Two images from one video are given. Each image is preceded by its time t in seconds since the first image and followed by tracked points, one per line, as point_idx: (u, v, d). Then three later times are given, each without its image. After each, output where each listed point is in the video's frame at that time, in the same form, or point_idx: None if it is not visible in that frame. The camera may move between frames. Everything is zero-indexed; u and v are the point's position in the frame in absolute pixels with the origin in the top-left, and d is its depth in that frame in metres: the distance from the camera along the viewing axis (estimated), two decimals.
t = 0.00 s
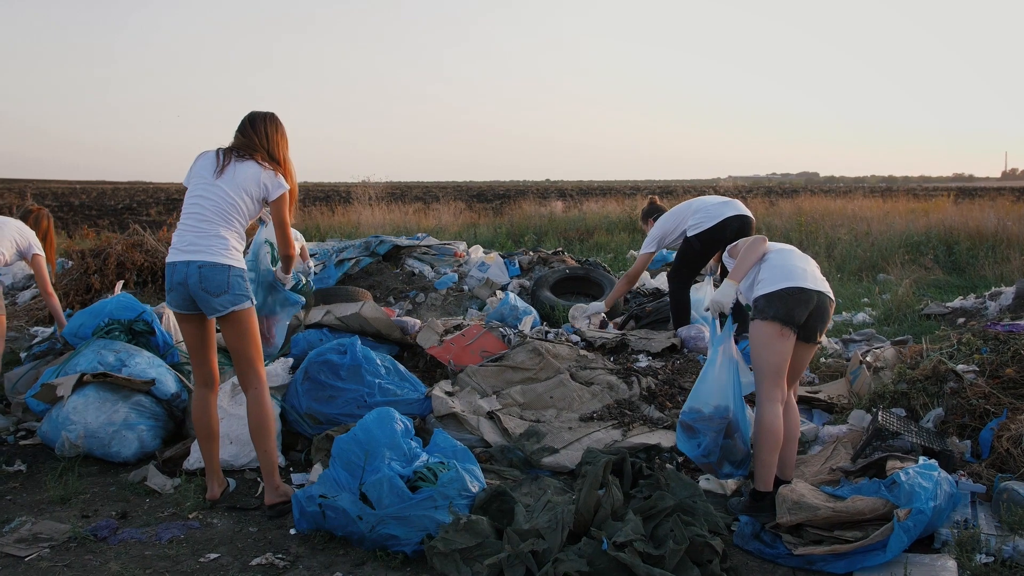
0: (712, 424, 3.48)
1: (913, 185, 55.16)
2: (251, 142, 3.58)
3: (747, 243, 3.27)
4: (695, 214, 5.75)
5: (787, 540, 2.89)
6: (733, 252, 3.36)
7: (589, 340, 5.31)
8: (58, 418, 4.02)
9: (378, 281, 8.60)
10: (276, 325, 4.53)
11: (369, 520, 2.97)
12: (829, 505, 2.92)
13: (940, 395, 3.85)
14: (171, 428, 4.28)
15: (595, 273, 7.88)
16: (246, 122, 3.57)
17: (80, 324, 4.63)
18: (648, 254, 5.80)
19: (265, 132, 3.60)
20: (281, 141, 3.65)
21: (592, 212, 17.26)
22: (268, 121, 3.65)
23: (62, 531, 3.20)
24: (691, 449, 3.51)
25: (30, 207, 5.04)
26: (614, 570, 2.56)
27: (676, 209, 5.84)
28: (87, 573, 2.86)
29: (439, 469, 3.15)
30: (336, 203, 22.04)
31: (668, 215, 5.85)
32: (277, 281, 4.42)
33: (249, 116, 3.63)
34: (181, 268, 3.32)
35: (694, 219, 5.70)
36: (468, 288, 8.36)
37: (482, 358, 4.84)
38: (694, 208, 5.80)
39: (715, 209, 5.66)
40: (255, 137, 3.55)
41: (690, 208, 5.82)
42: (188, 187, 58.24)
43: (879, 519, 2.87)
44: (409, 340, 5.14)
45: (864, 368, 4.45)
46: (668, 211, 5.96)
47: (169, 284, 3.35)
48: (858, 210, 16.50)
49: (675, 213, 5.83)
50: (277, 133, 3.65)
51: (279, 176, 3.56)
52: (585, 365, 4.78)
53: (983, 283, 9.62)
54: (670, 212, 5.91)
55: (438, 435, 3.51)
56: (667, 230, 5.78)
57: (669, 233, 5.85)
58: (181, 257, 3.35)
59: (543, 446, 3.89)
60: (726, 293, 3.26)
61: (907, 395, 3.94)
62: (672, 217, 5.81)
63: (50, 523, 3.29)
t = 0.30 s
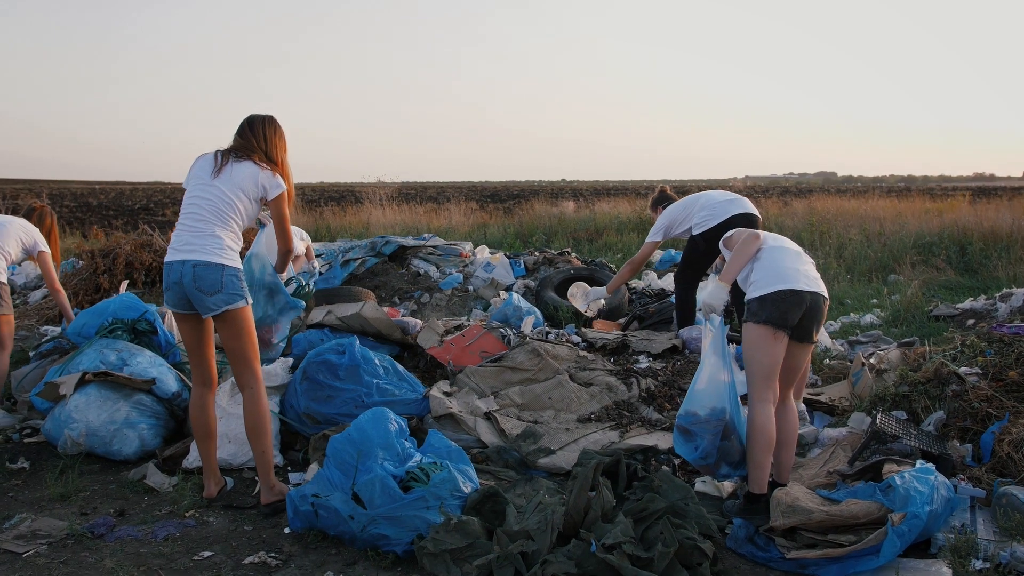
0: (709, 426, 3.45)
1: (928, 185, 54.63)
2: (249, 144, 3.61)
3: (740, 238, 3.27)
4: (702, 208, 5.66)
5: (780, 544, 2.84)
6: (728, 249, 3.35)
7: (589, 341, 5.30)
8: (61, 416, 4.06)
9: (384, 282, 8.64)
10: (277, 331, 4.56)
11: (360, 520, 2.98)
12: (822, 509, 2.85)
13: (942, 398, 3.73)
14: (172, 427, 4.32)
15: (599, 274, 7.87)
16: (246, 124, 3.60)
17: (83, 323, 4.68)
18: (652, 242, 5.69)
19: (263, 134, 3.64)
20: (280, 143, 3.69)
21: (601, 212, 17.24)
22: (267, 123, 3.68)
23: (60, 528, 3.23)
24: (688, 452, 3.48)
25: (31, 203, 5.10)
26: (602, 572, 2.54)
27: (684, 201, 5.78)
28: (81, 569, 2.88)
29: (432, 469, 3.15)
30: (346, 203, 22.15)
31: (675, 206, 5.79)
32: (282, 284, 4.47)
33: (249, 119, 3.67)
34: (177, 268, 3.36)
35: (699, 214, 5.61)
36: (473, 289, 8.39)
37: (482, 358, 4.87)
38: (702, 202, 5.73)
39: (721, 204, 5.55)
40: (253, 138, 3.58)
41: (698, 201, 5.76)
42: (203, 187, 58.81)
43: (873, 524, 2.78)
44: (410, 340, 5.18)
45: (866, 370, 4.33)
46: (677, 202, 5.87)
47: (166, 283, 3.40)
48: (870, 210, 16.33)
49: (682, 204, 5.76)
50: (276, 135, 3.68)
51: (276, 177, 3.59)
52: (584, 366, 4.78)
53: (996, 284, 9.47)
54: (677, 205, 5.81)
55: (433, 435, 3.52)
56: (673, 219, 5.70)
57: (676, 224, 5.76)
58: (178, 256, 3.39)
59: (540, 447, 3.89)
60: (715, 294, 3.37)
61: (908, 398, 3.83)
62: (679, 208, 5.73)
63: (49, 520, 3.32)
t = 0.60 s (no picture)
0: (705, 426, 3.43)
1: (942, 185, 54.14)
2: (251, 146, 3.64)
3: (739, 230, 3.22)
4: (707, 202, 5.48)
5: (774, 545, 2.79)
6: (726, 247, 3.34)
7: (591, 342, 5.31)
8: (64, 415, 4.11)
9: (389, 282, 8.67)
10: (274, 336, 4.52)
11: (354, 519, 3.00)
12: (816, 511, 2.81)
13: (943, 400, 3.66)
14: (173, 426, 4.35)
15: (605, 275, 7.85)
16: (248, 127, 3.64)
17: (87, 323, 4.72)
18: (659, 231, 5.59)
19: (265, 136, 3.67)
20: (282, 145, 3.71)
21: (609, 213, 17.21)
22: (269, 126, 3.71)
23: (59, 525, 3.26)
24: (683, 451, 3.45)
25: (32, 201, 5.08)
26: (593, 573, 2.53)
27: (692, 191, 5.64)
28: (78, 566, 2.91)
29: (426, 469, 3.15)
30: (356, 204, 22.26)
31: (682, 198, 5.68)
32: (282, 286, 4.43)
33: (252, 121, 3.70)
34: (176, 266, 3.40)
35: (703, 214, 5.43)
36: (478, 290, 8.41)
37: (482, 359, 4.89)
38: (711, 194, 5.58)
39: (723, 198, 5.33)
40: (255, 140, 3.61)
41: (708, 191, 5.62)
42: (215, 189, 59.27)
43: (867, 526, 2.74)
44: (412, 341, 5.20)
45: (868, 372, 4.26)
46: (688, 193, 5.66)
47: (166, 282, 3.43)
48: (880, 211, 16.19)
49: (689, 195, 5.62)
50: (278, 137, 3.71)
51: (276, 178, 3.61)
52: (584, 366, 4.78)
53: (1007, 285, 9.36)
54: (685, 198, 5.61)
55: (430, 435, 3.53)
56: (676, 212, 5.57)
57: (681, 217, 5.63)
58: (177, 255, 3.43)
59: (537, 447, 3.89)
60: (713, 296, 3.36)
61: (909, 400, 3.77)
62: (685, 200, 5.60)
63: (49, 517, 3.35)
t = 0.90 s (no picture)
0: (699, 422, 3.45)
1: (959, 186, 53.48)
2: (255, 148, 3.68)
3: (736, 227, 3.20)
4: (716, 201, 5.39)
5: (767, 547, 2.76)
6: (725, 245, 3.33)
7: (593, 343, 5.30)
8: (68, 413, 4.16)
9: (396, 283, 8.71)
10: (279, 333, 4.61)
11: (347, 517, 3.02)
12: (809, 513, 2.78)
13: (943, 402, 3.62)
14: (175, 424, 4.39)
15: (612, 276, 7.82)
16: (254, 130, 3.68)
17: (92, 323, 4.78)
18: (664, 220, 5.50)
19: (269, 138, 3.69)
20: (287, 147, 3.75)
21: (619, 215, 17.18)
22: (273, 129, 3.74)
23: (59, 522, 3.30)
24: (674, 447, 3.48)
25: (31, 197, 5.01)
26: (581, 573, 2.53)
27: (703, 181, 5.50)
28: (75, 561, 2.95)
29: (420, 468, 3.16)
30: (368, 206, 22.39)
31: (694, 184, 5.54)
32: (280, 281, 4.44)
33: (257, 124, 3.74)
34: (181, 265, 3.44)
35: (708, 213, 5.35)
36: (484, 291, 8.42)
37: (482, 360, 4.91)
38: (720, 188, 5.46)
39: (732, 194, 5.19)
40: (260, 142, 3.65)
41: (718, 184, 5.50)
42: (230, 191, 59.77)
43: (861, 529, 2.71)
44: (414, 341, 5.22)
45: (870, 374, 4.20)
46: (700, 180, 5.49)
47: (170, 280, 3.48)
48: (894, 212, 16.03)
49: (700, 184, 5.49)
50: (283, 139, 3.75)
51: (279, 179, 3.64)
52: (585, 367, 4.78)
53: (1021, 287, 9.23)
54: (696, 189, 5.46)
55: (426, 435, 3.53)
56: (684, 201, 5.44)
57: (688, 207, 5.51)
58: (182, 253, 3.47)
59: (534, 448, 3.90)
60: (707, 296, 3.39)
61: (910, 403, 3.72)
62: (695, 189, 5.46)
63: (50, 514, 3.39)
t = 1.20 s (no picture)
0: (693, 419, 3.53)
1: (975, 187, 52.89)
2: (261, 151, 3.75)
3: (733, 225, 3.17)
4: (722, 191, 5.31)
5: (759, 547, 2.74)
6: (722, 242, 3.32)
7: (594, 343, 5.30)
8: (72, 411, 4.21)
9: (403, 284, 8.74)
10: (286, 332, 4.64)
11: (341, 515, 3.04)
12: (803, 513, 2.75)
13: (943, 404, 3.57)
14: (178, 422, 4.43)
15: (617, 277, 7.80)
16: (260, 133, 3.74)
17: (98, 322, 4.83)
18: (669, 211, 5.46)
19: (275, 142, 3.76)
20: (292, 150, 3.81)
21: (629, 216, 17.12)
22: (279, 132, 3.81)
23: (60, 518, 3.35)
24: (668, 441, 3.55)
25: (30, 194, 5.00)
26: (571, 572, 2.52)
27: (709, 171, 5.42)
28: (73, 557, 2.98)
29: (415, 467, 3.17)
30: (378, 207, 22.47)
31: (699, 173, 5.45)
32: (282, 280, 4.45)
33: (263, 128, 3.81)
34: (186, 262, 3.49)
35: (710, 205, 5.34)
36: (490, 291, 8.43)
37: (483, 360, 4.92)
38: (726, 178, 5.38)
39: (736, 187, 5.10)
40: (266, 144, 3.71)
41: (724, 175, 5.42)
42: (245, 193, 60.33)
43: (854, 530, 2.68)
44: (416, 341, 5.24)
45: (871, 375, 4.15)
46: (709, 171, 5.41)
47: (175, 279, 3.52)
48: (907, 214, 15.86)
49: (705, 175, 5.41)
50: (288, 142, 3.81)
51: (282, 179, 3.68)
52: (585, 368, 4.78)
53: None
54: (702, 178, 5.41)
55: (423, 434, 3.55)
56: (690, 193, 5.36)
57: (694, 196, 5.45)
58: (187, 252, 3.52)
59: (532, 448, 3.90)
60: (706, 294, 3.36)
61: (910, 404, 3.69)
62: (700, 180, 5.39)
63: (52, 510, 3.43)
